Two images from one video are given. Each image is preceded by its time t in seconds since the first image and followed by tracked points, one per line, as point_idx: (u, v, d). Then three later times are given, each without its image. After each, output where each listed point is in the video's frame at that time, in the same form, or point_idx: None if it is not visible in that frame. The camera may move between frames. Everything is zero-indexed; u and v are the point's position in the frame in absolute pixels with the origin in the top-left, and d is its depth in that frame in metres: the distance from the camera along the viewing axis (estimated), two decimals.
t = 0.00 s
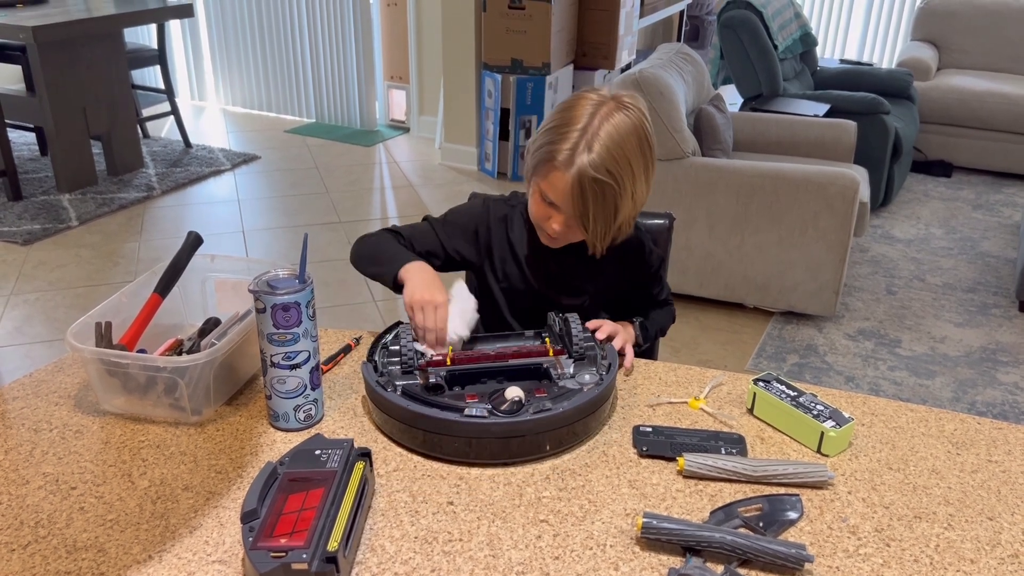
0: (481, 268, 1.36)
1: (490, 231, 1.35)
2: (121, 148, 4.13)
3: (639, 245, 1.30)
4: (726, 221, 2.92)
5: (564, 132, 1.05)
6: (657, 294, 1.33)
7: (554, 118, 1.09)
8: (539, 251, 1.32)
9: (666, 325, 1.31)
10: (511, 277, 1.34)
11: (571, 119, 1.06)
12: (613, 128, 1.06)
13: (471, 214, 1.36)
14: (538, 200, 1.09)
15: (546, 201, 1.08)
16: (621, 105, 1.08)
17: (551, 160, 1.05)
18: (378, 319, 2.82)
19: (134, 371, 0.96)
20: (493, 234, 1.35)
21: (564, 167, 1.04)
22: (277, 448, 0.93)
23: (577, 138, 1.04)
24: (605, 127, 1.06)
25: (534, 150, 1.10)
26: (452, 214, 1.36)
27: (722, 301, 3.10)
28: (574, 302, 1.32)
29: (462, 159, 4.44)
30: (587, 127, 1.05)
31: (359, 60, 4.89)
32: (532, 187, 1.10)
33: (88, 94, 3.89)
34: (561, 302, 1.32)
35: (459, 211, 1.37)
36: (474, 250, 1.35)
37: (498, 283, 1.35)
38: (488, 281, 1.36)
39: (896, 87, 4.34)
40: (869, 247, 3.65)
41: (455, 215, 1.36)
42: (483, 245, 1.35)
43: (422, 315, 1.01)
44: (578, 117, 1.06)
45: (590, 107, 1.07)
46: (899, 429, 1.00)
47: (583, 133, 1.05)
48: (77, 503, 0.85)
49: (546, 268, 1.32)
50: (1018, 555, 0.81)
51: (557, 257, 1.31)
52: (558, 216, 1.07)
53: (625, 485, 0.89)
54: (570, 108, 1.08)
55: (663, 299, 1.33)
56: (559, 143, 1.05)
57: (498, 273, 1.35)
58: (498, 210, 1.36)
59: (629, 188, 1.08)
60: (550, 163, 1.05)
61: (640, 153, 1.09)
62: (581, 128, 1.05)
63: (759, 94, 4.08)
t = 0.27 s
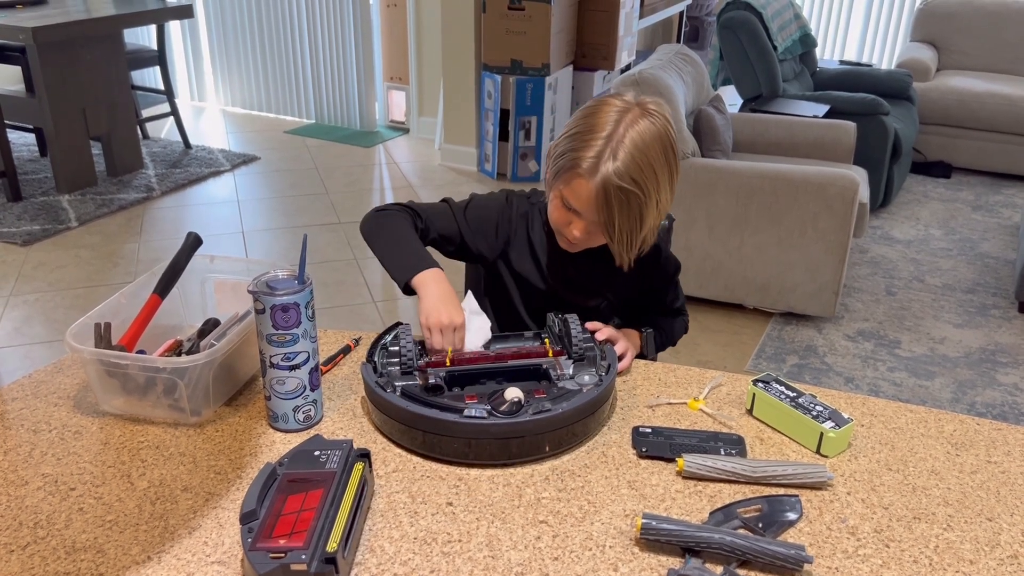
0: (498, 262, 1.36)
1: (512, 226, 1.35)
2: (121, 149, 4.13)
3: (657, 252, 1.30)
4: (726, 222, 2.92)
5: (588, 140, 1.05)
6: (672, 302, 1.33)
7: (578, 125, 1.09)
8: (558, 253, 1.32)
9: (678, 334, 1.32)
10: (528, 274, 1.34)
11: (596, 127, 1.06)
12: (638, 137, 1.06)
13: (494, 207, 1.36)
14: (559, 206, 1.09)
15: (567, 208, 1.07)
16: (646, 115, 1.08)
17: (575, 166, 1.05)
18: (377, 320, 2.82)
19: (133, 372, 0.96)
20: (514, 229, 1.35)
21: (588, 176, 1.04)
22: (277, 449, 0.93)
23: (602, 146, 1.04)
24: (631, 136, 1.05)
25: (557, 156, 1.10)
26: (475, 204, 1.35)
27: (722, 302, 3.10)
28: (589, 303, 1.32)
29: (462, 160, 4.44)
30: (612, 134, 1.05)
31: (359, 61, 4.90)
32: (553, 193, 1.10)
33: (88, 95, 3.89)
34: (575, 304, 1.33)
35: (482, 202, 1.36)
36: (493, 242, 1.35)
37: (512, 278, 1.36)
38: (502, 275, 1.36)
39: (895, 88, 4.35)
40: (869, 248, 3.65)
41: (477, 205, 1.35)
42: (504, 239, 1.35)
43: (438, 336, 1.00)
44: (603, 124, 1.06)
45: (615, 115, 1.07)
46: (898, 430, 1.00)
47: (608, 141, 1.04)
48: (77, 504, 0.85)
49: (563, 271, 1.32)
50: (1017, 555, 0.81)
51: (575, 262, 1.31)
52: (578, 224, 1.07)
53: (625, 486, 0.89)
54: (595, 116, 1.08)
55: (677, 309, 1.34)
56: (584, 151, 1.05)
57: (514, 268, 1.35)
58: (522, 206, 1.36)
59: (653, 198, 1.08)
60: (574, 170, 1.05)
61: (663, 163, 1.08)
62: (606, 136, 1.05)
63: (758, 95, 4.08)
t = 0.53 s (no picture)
0: (509, 262, 1.36)
1: (524, 226, 1.36)
2: (121, 150, 4.13)
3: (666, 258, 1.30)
4: (726, 223, 2.93)
5: (603, 143, 1.05)
6: (681, 309, 1.32)
7: (593, 127, 1.09)
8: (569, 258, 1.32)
9: (684, 342, 1.31)
10: (539, 275, 1.35)
11: (612, 131, 1.06)
12: (653, 142, 1.06)
13: (506, 207, 1.36)
14: (571, 209, 1.09)
15: (580, 211, 1.08)
16: (662, 120, 1.08)
17: (588, 170, 1.05)
18: (377, 322, 2.82)
19: (134, 374, 0.96)
20: (526, 228, 1.35)
21: (602, 179, 1.04)
22: (278, 450, 0.94)
23: (617, 150, 1.04)
24: (646, 141, 1.05)
25: (571, 157, 1.10)
26: (488, 204, 1.35)
27: (723, 303, 3.10)
28: (597, 306, 1.33)
29: (462, 161, 4.44)
30: (627, 139, 1.05)
31: (359, 62, 4.90)
32: (566, 195, 1.10)
33: (88, 97, 3.89)
34: (584, 307, 1.34)
35: (495, 201, 1.36)
36: (505, 242, 1.35)
37: (523, 279, 1.36)
38: (513, 275, 1.36)
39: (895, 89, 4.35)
40: (869, 250, 3.65)
41: (490, 205, 1.35)
42: (515, 239, 1.35)
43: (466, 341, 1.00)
44: (618, 129, 1.07)
45: (630, 119, 1.08)
46: (898, 431, 1.00)
47: (624, 145, 1.05)
48: (78, 506, 0.85)
49: (574, 274, 1.33)
50: (1017, 557, 0.81)
51: (585, 266, 1.32)
52: (590, 227, 1.07)
53: (625, 487, 0.89)
54: (611, 119, 1.08)
55: (687, 316, 1.33)
56: (598, 155, 1.05)
57: (524, 269, 1.35)
58: (534, 207, 1.37)
59: (665, 203, 1.08)
60: (587, 174, 1.05)
61: (677, 168, 1.09)
62: (622, 140, 1.05)
63: (758, 97, 4.08)
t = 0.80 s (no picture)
0: (518, 262, 1.35)
1: (532, 226, 1.34)
2: (120, 151, 4.13)
3: (671, 259, 1.30)
4: (725, 224, 2.93)
5: (607, 138, 1.06)
6: (685, 314, 1.33)
7: (596, 124, 1.10)
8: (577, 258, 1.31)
9: (687, 346, 1.32)
10: (547, 276, 1.34)
11: (616, 125, 1.06)
12: (658, 137, 1.06)
13: (514, 207, 1.35)
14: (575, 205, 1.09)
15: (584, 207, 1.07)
16: (664, 114, 1.09)
17: (593, 164, 1.05)
18: (377, 322, 2.82)
19: (134, 375, 0.96)
20: (534, 228, 1.34)
21: (607, 173, 1.04)
22: (277, 451, 0.94)
23: (621, 144, 1.04)
24: (650, 135, 1.06)
25: (574, 154, 1.10)
26: (496, 205, 1.34)
27: (722, 304, 3.10)
28: (603, 307, 1.32)
29: (461, 162, 4.43)
30: (631, 133, 1.05)
31: (358, 63, 4.91)
32: (570, 191, 1.10)
33: (87, 98, 3.89)
34: (591, 307, 1.33)
35: (503, 202, 1.35)
36: (513, 243, 1.34)
37: (531, 278, 1.35)
38: (521, 275, 1.35)
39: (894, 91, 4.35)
40: (868, 250, 3.65)
41: (498, 205, 1.34)
42: (524, 240, 1.34)
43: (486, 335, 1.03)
44: (622, 123, 1.07)
45: (633, 114, 1.08)
46: (896, 432, 1.00)
47: (628, 139, 1.05)
48: (77, 507, 0.85)
49: (580, 274, 1.32)
50: (1015, 558, 0.81)
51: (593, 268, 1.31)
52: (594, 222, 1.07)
53: (624, 488, 0.89)
54: (614, 115, 1.09)
55: (690, 320, 1.34)
56: (603, 149, 1.05)
57: (532, 268, 1.34)
58: (541, 206, 1.35)
59: (670, 198, 1.08)
60: (593, 168, 1.05)
61: (682, 163, 1.09)
62: (626, 134, 1.05)
63: (757, 98, 4.08)
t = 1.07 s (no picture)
0: (520, 268, 1.32)
1: (531, 231, 1.32)
2: (120, 151, 4.13)
3: (674, 257, 1.30)
4: (724, 224, 2.93)
5: (610, 134, 1.05)
6: (686, 313, 1.34)
7: (597, 122, 1.09)
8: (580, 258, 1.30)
9: (688, 347, 1.33)
10: (550, 280, 1.31)
11: (618, 121, 1.06)
12: (660, 131, 1.06)
13: (513, 212, 1.33)
14: (581, 203, 1.08)
15: (590, 205, 1.07)
16: (665, 109, 1.09)
17: (598, 160, 1.05)
18: (376, 323, 2.82)
19: (132, 375, 0.96)
20: (533, 232, 1.32)
21: (613, 169, 1.03)
22: (275, 452, 0.94)
23: (625, 139, 1.04)
24: (653, 129, 1.06)
25: (577, 153, 1.09)
26: (494, 212, 1.33)
27: (722, 304, 3.10)
28: (607, 308, 1.31)
29: (461, 162, 4.43)
30: (634, 128, 1.05)
31: (358, 64, 4.91)
32: (574, 191, 1.09)
33: (86, 98, 3.89)
34: (595, 309, 1.31)
35: (500, 209, 1.33)
36: (513, 250, 1.32)
37: (534, 283, 1.32)
38: (524, 280, 1.33)
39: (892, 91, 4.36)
40: (867, 251, 3.65)
41: (495, 213, 1.33)
42: (525, 244, 1.32)
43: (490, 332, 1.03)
44: (624, 119, 1.06)
45: (635, 110, 1.08)
46: (895, 433, 1.00)
47: (631, 134, 1.04)
48: (75, 507, 0.85)
49: (584, 275, 1.30)
50: (1013, 558, 0.81)
51: (597, 268, 1.30)
52: (601, 219, 1.06)
53: (622, 488, 0.89)
54: (615, 111, 1.08)
55: (691, 320, 1.34)
56: (607, 145, 1.04)
57: (534, 273, 1.32)
58: (540, 210, 1.34)
59: (676, 191, 1.08)
60: (597, 165, 1.05)
61: (686, 157, 1.09)
62: (630, 129, 1.05)
63: (756, 98, 4.08)
